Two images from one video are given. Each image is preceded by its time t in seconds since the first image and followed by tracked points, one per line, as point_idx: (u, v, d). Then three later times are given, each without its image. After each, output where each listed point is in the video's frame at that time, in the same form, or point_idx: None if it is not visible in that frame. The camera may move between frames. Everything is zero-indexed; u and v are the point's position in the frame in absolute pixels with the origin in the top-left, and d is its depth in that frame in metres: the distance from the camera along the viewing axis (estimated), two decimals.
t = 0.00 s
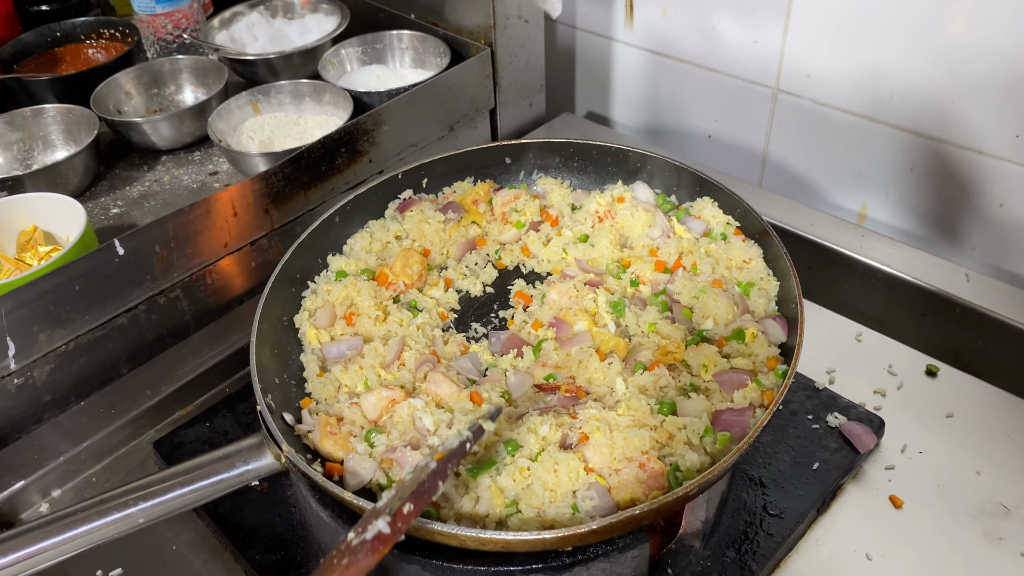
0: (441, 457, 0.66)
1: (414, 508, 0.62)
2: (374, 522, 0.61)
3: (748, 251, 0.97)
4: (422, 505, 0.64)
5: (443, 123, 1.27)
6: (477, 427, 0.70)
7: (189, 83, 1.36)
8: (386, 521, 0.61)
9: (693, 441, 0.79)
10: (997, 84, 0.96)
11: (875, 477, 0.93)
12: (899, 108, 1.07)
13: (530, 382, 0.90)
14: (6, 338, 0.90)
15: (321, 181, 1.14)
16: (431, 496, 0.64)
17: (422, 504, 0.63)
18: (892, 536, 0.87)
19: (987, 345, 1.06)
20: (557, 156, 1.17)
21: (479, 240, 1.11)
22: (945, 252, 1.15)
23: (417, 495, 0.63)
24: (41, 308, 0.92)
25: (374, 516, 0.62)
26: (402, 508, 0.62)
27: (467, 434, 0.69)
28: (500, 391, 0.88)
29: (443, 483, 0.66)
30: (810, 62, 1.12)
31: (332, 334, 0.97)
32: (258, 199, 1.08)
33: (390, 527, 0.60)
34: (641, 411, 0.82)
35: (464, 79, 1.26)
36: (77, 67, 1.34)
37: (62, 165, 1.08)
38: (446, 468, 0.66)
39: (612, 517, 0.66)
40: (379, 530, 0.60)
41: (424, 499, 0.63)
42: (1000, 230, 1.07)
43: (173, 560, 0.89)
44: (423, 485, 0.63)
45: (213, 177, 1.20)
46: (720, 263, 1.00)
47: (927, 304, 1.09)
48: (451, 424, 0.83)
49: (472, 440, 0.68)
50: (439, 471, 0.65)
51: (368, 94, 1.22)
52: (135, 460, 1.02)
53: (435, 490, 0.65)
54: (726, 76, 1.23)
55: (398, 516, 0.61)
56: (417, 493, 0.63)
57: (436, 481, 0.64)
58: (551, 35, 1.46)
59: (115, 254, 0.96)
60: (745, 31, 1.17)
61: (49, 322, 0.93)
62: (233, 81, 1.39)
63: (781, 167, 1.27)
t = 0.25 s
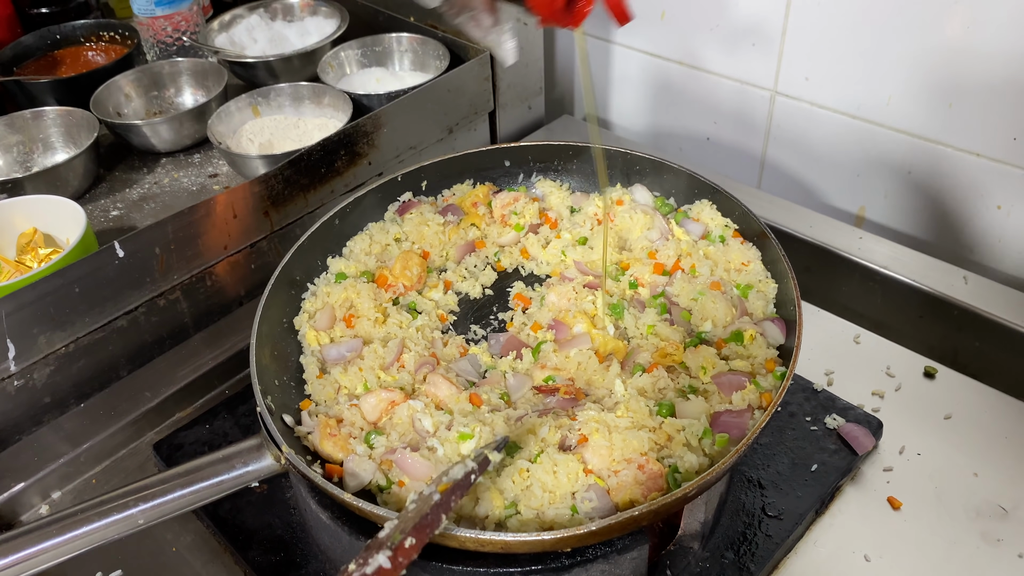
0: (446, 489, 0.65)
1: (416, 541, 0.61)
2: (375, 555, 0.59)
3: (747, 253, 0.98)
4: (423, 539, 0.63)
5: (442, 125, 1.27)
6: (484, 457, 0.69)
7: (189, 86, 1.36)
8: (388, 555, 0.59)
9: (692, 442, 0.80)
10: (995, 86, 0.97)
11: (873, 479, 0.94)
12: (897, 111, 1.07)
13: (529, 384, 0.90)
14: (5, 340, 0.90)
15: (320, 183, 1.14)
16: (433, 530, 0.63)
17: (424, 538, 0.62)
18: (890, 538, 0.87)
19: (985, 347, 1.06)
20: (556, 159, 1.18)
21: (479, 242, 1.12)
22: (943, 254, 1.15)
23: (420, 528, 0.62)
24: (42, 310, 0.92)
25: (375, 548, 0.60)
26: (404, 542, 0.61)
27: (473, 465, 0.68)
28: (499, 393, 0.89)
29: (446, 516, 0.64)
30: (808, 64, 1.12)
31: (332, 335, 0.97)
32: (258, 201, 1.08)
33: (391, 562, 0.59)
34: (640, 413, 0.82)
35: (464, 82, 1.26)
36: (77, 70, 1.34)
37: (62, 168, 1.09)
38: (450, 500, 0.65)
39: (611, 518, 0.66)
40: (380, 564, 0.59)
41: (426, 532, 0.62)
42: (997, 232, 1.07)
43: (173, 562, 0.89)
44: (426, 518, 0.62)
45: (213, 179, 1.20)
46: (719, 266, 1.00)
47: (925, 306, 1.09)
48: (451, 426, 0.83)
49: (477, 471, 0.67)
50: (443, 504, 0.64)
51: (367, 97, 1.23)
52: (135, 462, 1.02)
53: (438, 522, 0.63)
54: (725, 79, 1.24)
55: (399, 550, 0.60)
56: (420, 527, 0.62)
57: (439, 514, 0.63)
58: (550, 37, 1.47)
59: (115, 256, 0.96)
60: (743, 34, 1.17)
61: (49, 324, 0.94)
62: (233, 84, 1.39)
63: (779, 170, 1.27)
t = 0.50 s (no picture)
0: (453, 493, 0.65)
1: (423, 544, 0.61)
2: (383, 558, 0.59)
3: (747, 254, 0.98)
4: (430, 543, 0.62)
5: (442, 126, 1.28)
6: (490, 461, 0.69)
7: (189, 87, 1.36)
8: (395, 558, 0.59)
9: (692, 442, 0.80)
10: (994, 87, 0.97)
11: (873, 479, 0.94)
12: (896, 112, 1.07)
13: (530, 384, 0.90)
14: (6, 340, 0.90)
15: (321, 184, 1.14)
16: (440, 534, 0.63)
17: (431, 542, 0.62)
18: (890, 538, 0.87)
19: (984, 347, 1.06)
20: (556, 160, 1.18)
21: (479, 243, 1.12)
22: (942, 255, 1.16)
23: (428, 531, 0.62)
24: (42, 310, 0.92)
25: (382, 551, 0.60)
26: (412, 545, 0.60)
27: (479, 469, 0.68)
28: (499, 393, 0.89)
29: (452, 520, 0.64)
30: (808, 65, 1.13)
31: (332, 335, 0.97)
32: (258, 202, 1.08)
33: (399, 565, 0.59)
34: (640, 413, 0.82)
35: (464, 83, 1.27)
36: (77, 71, 1.34)
37: (62, 169, 1.09)
38: (456, 504, 0.65)
39: (612, 518, 0.66)
40: (389, 567, 0.58)
41: (433, 536, 0.62)
42: (996, 233, 1.08)
43: (173, 562, 0.89)
44: (433, 521, 0.62)
45: (213, 180, 1.20)
46: (719, 266, 1.01)
47: (925, 307, 1.10)
48: (451, 426, 0.83)
49: (483, 475, 0.68)
50: (451, 509, 0.63)
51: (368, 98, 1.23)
52: (135, 463, 1.03)
53: (444, 526, 0.63)
54: (724, 79, 1.24)
55: (408, 553, 0.60)
56: (428, 530, 0.62)
57: (446, 517, 0.63)
58: (550, 39, 1.47)
59: (116, 256, 0.96)
60: (743, 35, 1.17)
61: (49, 324, 0.94)
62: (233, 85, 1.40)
63: (778, 170, 1.27)
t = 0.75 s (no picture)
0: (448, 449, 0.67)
1: (421, 497, 0.63)
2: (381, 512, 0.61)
3: (746, 255, 0.98)
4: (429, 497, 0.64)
5: (442, 128, 1.28)
6: (483, 420, 0.69)
7: (188, 88, 1.36)
8: (394, 510, 0.61)
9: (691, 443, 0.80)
10: (993, 89, 0.97)
11: (872, 480, 0.94)
12: (895, 113, 1.08)
13: (529, 386, 0.90)
14: (6, 341, 0.90)
15: (320, 185, 1.14)
16: (438, 487, 0.64)
17: (428, 494, 0.63)
18: (889, 539, 0.87)
19: (983, 349, 1.06)
20: (555, 162, 1.18)
21: (479, 244, 1.12)
22: (941, 256, 1.16)
23: (424, 485, 0.63)
24: (42, 312, 0.92)
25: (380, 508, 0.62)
26: (408, 498, 0.62)
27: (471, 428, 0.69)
28: (499, 394, 0.89)
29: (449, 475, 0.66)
30: (807, 67, 1.13)
31: (332, 336, 0.97)
32: (258, 203, 1.08)
33: (397, 516, 0.61)
34: (640, 414, 0.82)
35: (463, 85, 1.27)
36: (77, 72, 1.34)
37: (62, 170, 1.09)
38: (452, 459, 0.66)
39: (611, 518, 0.67)
40: (387, 518, 0.61)
41: (430, 489, 0.64)
42: (995, 235, 1.08)
43: (172, 563, 0.89)
44: (428, 476, 0.64)
45: (213, 181, 1.20)
46: (718, 267, 1.01)
47: (923, 308, 1.10)
48: (451, 427, 0.83)
49: (476, 433, 0.67)
50: (445, 462, 0.65)
51: (367, 99, 1.23)
52: (135, 464, 1.02)
53: (441, 480, 0.65)
54: (723, 81, 1.24)
55: (405, 506, 0.62)
56: (424, 484, 0.63)
57: (442, 471, 0.65)
58: (549, 40, 1.47)
59: (116, 257, 0.96)
60: (742, 37, 1.18)
61: (49, 325, 0.94)
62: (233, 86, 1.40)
63: (777, 172, 1.27)
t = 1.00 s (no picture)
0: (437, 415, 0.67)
1: (412, 462, 0.63)
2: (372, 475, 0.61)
3: (746, 256, 0.98)
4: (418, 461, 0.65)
5: (441, 128, 1.28)
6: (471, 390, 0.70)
7: (188, 89, 1.36)
8: (385, 473, 0.61)
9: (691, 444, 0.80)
10: (993, 90, 0.97)
11: (871, 480, 0.94)
12: (895, 114, 1.07)
13: (528, 386, 0.90)
14: (5, 342, 0.90)
15: (320, 186, 1.14)
16: (427, 453, 0.65)
17: (419, 459, 0.64)
18: (889, 540, 0.87)
19: (982, 350, 1.06)
20: (554, 163, 1.18)
21: (477, 245, 1.12)
22: (941, 257, 1.16)
23: (415, 450, 0.64)
24: (41, 312, 0.92)
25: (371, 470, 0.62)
26: (399, 462, 0.62)
27: (461, 396, 0.69)
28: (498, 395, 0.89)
29: (439, 442, 0.66)
30: (806, 67, 1.13)
31: (331, 337, 0.97)
32: (257, 204, 1.08)
33: (389, 480, 0.61)
34: (639, 414, 0.82)
35: (462, 85, 1.27)
36: (76, 73, 1.34)
37: (62, 170, 1.09)
38: (442, 427, 0.67)
39: (610, 519, 0.66)
40: (379, 481, 0.60)
41: (421, 454, 0.64)
42: (994, 235, 1.08)
43: (171, 563, 0.89)
44: (420, 441, 0.64)
45: (212, 182, 1.20)
46: (717, 268, 1.01)
47: (923, 309, 1.10)
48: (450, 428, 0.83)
49: (465, 402, 0.68)
50: (436, 429, 0.65)
51: (367, 99, 1.23)
52: (133, 464, 1.03)
53: (431, 447, 0.66)
54: (722, 82, 1.24)
55: (396, 469, 0.62)
56: (415, 449, 0.64)
57: (432, 438, 0.65)
58: (549, 41, 1.47)
59: (115, 258, 0.96)
60: (742, 37, 1.18)
61: (48, 326, 0.94)
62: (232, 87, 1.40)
63: (777, 172, 1.27)
